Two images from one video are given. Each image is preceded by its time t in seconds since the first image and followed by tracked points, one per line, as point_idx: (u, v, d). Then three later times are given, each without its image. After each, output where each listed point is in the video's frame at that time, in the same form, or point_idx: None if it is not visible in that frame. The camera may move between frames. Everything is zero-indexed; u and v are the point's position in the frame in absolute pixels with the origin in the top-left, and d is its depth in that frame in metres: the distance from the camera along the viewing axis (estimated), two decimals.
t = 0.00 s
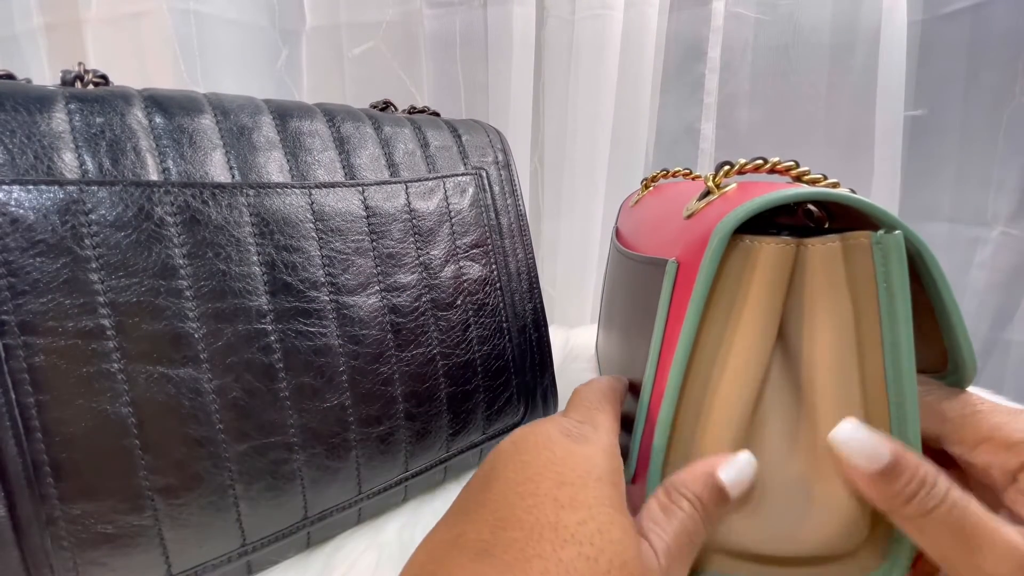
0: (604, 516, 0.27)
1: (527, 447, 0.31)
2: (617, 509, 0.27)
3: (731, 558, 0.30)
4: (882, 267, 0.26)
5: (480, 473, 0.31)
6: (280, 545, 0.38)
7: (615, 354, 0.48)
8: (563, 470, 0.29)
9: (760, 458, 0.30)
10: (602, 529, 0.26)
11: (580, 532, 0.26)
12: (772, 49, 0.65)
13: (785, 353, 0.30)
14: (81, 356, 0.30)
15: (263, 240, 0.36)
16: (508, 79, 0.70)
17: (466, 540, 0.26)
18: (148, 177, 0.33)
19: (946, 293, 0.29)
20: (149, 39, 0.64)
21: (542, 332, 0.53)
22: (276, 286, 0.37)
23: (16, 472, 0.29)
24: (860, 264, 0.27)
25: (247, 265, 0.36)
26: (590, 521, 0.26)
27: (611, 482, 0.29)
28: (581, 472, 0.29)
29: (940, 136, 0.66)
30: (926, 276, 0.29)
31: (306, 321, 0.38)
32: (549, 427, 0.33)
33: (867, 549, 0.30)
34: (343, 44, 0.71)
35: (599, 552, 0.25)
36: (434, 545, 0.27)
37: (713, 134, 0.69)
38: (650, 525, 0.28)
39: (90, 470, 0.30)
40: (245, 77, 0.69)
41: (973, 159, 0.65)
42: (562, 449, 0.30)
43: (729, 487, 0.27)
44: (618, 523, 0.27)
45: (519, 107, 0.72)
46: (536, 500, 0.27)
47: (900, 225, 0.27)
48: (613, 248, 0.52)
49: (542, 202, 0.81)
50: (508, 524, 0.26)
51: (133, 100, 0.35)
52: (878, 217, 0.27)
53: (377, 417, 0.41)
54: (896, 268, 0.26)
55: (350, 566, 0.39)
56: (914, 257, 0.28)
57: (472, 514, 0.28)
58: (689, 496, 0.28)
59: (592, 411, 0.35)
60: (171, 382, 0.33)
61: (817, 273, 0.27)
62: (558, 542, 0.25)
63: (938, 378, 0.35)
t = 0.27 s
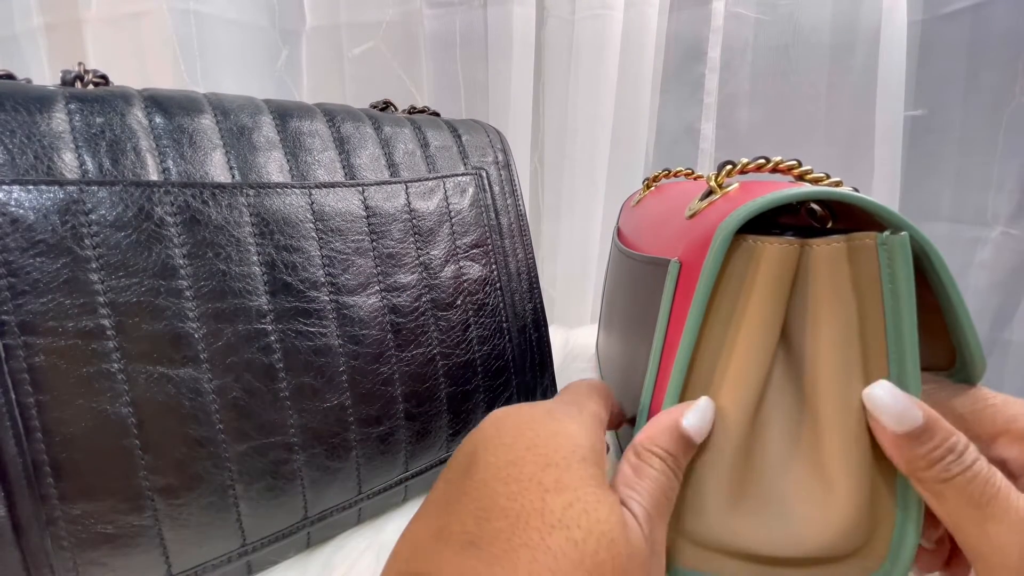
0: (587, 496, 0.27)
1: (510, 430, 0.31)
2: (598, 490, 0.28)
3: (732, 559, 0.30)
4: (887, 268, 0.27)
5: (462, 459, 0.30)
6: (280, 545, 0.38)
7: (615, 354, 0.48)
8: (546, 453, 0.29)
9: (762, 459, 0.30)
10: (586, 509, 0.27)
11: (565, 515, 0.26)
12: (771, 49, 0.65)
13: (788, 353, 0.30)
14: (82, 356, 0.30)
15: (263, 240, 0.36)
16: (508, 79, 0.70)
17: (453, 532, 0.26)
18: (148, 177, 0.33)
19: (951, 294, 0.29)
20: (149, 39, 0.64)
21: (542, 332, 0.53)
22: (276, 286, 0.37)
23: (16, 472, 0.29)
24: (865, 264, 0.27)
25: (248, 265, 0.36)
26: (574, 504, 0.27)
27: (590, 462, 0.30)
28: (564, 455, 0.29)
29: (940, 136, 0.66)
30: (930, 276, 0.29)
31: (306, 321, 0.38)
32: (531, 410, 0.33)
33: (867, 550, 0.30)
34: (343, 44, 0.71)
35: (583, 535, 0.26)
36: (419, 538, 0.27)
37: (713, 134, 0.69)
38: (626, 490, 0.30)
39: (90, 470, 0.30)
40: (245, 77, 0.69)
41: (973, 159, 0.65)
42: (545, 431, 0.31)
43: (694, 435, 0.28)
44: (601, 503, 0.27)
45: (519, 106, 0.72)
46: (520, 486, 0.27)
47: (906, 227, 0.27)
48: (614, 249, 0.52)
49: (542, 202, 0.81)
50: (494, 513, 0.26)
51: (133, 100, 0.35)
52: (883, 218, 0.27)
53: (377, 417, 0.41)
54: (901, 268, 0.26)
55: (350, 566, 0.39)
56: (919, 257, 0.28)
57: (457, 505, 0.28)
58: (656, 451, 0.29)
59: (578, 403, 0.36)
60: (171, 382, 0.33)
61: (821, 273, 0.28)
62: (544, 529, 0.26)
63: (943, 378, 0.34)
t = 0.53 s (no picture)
0: (595, 517, 0.27)
1: (515, 438, 0.30)
2: (604, 508, 0.27)
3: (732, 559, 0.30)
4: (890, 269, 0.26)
5: (463, 461, 0.30)
6: (280, 546, 0.38)
7: (615, 355, 0.48)
8: (553, 467, 0.28)
9: (763, 459, 0.30)
10: (592, 531, 0.26)
11: (570, 537, 0.26)
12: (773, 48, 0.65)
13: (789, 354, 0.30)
14: (82, 356, 0.30)
15: (263, 240, 0.36)
16: (508, 79, 0.70)
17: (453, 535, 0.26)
18: (148, 177, 0.33)
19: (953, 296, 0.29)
20: (149, 39, 0.64)
21: (542, 332, 0.53)
22: (276, 286, 0.37)
23: (16, 472, 0.29)
24: (868, 266, 0.27)
25: (248, 265, 0.36)
26: (579, 523, 0.26)
27: (598, 479, 0.29)
28: (572, 470, 0.28)
29: (940, 136, 0.66)
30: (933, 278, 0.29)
31: (306, 321, 0.38)
32: (538, 414, 0.32)
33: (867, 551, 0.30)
34: (343, 44, 0.71)
35: (587, 557, 0.25)
36: (416, 540, 0.27)
37: (713, 134, 0.69)
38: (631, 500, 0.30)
39: (90, 470, 0.30)
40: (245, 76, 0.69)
41: (973, 159, 0.65)
42: (552, 442, 0.30)
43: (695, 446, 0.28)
44: (607, 524, 0.27)
45: (519, 106, 0.72)
46: (525, 500, 0.27)
47: (909, 228, 0.27)
48: (614, 249, 0.52)
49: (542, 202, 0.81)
50: (496, 524, 0.26)
51: (133, 100, 0.35)
52: (886, 220, 0.27)
53: (377, 417, 0.41)
54: (903, 270, 0.26)
55: (350, 567, 0.39)
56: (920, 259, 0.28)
57: (457, 510, 0.27)
58: (664, 466, 0.28)
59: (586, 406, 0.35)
60: (171, 382, 0.32)
61: (823, 274, 0.27)
62: (547, 547, 0.25)
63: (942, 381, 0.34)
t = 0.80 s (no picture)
0: (602, 533, 0.26)
1: (523, 452, 0.29)
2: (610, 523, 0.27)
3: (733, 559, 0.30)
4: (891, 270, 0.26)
5: (471, 475, 0.30)
6: (280, 546, 0.38)
7: (615, 354, 0.48)
8: (560, 481, 0.28)
9: (764, 460, 0.30)
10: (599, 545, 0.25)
11: (577, 550, 0.25)
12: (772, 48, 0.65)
13: (790, 354, 0.30)
14: (81, 356, 0.30)
15: (263, 240, 0.36)
16: (508, 79, 0.70)
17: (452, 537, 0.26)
18: (148, 177, 0.33)
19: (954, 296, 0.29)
20: (149, 39, 0.64)
21: (542, 332, 0.53)
22: (276, 286, 0.37)
23: (16, 472, 0.29)
24: (870, 267, 0.27)
25: (248, 265, 0.36)
26: (586, 537, 0.26)
27: (603, 494, 0.28)
28: (580, 485, 0.28)
29: (940, 136, 0.66)
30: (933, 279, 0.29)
31: (306, 321, 0.38)
32: (546, 426, 0.32)
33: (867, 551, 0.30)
34: (343, 44, 0.71)
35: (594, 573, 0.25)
36: (415, 541, 0.27)
37: (713, 134, 0.69)
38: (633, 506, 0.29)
39: (90, 470, 0.30)
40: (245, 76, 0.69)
41: (973, 159, 0.65)
42: (559, 456, 0.29)
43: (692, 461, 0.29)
44: (613, 541, 0.26)
45: (518, 106, 0.72)
46: (531, 513, 0.26)
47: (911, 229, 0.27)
48: (615, 248, 0.52)
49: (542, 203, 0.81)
50: (501, 533, 0.26)
51: (133, 100, 0.35)
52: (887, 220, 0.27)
53: (377, 417, 0.41)
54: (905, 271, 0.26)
55: (350, 567, 0.39)
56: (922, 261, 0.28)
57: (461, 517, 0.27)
58: (665, 484, 0.28)
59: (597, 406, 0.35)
60: (171, 382, 0.32)
61: (824, 277, 0.27)
62: (552, 559, 0.25)
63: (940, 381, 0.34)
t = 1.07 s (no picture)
0: None
1: (563, 472, 0.28)
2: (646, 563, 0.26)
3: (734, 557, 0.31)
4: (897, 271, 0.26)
5: (505, 482, 0.28)
6: (279, 546, 0.38)
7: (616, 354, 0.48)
8: (598, 512, 0.26)
9: (767, 459, 0.30)
10: None
11: None
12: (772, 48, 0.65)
13: (794, 353, 0.30)
14: (82, 356, 0.30)
15: (263, 240, 0.36)
16: (509, 78, 0.70)
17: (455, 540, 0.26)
18: (148, 177, 0.33)
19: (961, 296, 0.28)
20: (149, 39, 0.64)
21: (542, 332, 0.53)
22: (276, 286, 0.37)
23: (16, 472, 0.29)
24: (875, 267, 0.27)
25: (248, 265, 0.36)
26: None
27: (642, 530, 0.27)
28: (620, 521, 0.26)
29: (940, 136, 0.66)
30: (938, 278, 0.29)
31: (306, 321, 0.38)
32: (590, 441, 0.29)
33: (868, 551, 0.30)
34: (343, 44, 0.71)
35: None
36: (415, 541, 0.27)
37: (713, 134, 0.69)
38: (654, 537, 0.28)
39: (90, 470, 0.30)
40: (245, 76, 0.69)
41: (973, 158, 0.65)
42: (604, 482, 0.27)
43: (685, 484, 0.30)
44: None
45: (518, 106, 0.72)
46: (567, 542, 0.25)
47: (916, 229, 0.26)
48: (617, 247, 0.52)
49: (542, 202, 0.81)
50: (537, 558, 0.25)
51: (133, 100, 0.35)
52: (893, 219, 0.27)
53: (377, 417, 0.41)
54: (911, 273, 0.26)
55: (349, 566, 0.39)
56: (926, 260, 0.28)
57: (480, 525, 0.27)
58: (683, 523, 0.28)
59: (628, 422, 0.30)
60: (171, 382, 0.32)
61: (829, 276, 0.27)
62: None
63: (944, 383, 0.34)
